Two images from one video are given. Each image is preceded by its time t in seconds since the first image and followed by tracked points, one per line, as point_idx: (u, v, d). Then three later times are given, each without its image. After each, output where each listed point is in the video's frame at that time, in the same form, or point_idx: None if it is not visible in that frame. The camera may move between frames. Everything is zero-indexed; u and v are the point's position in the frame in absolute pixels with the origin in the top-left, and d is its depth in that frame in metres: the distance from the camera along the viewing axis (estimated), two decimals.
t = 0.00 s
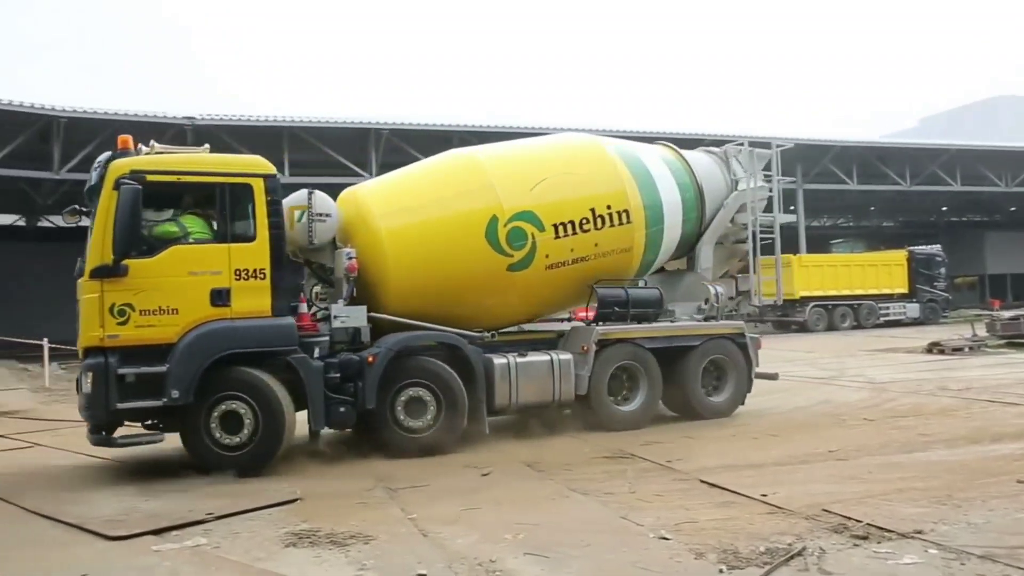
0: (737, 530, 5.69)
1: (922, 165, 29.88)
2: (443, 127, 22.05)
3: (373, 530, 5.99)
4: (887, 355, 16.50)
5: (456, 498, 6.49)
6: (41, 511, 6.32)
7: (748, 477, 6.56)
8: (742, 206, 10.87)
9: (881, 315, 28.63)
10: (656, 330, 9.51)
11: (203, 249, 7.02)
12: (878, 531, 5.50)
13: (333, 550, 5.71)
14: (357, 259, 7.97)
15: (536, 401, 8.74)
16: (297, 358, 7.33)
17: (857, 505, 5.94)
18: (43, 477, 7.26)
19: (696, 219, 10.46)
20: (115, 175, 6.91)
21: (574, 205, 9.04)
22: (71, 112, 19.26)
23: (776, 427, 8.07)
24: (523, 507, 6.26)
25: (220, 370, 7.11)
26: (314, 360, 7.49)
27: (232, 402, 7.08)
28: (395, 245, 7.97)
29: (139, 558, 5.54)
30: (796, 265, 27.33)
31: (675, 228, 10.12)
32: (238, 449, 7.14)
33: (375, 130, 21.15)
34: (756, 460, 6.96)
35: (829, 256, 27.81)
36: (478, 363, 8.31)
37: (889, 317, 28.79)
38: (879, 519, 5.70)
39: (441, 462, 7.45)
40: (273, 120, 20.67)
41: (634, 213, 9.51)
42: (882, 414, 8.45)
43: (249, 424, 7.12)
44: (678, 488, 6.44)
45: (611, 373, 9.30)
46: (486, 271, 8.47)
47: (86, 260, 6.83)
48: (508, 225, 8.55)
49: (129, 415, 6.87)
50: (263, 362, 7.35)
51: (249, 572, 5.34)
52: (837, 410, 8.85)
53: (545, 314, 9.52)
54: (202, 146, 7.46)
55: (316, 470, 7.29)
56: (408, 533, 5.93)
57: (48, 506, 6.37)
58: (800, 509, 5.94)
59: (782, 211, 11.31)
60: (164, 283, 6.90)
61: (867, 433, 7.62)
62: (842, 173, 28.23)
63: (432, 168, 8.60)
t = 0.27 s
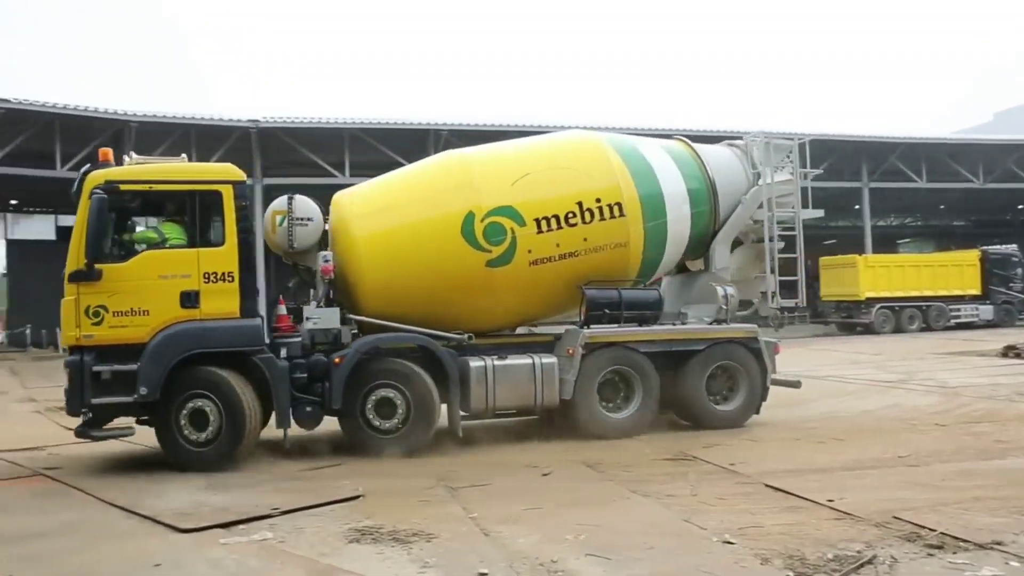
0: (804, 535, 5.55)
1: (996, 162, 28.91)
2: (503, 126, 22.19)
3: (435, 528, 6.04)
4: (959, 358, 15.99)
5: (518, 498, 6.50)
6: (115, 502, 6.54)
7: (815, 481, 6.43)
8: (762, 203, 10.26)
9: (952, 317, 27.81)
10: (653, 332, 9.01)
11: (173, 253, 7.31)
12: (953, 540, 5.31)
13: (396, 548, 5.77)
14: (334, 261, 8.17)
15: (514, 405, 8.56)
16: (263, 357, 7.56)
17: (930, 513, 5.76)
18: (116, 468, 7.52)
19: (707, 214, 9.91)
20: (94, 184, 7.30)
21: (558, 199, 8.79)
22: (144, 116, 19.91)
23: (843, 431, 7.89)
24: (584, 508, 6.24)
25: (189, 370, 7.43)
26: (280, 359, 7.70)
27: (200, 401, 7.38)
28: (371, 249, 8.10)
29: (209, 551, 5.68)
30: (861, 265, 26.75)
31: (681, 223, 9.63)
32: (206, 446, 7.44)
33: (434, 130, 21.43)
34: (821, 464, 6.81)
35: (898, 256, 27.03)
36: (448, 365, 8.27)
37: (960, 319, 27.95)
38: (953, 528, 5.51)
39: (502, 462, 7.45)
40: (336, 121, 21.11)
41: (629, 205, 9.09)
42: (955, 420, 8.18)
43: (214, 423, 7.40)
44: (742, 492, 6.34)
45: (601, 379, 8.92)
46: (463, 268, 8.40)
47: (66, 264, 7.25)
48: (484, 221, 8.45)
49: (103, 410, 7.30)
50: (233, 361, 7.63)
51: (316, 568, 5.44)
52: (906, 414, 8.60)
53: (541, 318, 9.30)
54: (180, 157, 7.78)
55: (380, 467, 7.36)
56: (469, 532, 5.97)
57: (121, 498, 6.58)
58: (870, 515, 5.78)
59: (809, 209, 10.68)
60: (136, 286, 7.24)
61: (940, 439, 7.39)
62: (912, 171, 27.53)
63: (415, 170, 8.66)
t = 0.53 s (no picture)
0: (862, 542, 5.42)
1: None
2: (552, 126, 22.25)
3: (486, 528, 6.06)
4: None
5: (568, 499, 6.48)
6: (173, 495, 6.71)
7: (872, 487, 6.29)
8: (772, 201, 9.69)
9: (1015, 320, 27.02)
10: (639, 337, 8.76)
11: (162, 258, 7.66)
12: (1020, 551, 5.12)
13: (447, 546, 5.80)
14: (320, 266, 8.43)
15: (494, 408, 8.50)
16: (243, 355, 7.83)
17: (996, 521, 5.58)
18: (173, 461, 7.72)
19: (709, 210, 9.42)
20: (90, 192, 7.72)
21: (540, 196, 8.57)
22: (202, 120, 20.64)
23: (902, 436, 7.70)
24: (635, 511, 6.20)
25: (175, 368, 7.77)
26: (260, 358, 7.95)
27: (185, 398, 7.72)
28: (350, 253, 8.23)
29: (264, 545, 5.79)
30: (919, 265, 26.07)
31: (679, 219, 9.15)
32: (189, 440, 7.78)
33: (482, 131, 21.55)
34: (879, 470, 6.65)
35: (957, 256, 26.30)
36: (426, 366, 8.30)
37: None
38: (1021, 538, 5.32)
39: (550, 462, 7.44)
40: (386, 122, 21.38)
41: (616, 201, 8.76)
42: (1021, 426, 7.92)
43: (197, 419, 7.71)
44: (796, 496, 6.23)
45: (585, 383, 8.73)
46: (442, 266, 8.34)
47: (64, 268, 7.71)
48: (462, 219, 8.36)
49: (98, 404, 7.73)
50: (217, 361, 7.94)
51: (368, 564, 5.51)
52: (967, 420, 8.36)
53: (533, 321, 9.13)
54: (173, 166, 8.14)
55: (430, 465, 7.41)
56: (520, 532, 5.98)
57: (178, 491, 6.76)
58: (931, 523, 5.62)
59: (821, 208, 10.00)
60: (127, 288, 7.64)
61: (1005, 445, 7.16)
62: (974, 169, 26.83)
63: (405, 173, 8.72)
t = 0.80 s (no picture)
0: (933, 547, 5.25)
1: None
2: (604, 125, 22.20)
3: (546, 528, 6.06)
4: None
5: (627, 500, 6.45)
6: (237, 491, 6.88)
7: (945, 491, 6.10)
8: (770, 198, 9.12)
9: None
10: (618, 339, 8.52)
11: (162, 268, 8.48)
12: None
13: (507, 545, 5.82)
14: (312, 271, 8.89)
15: (472, 408, 8.59)
16: (232, 356, 8.50)
17: None
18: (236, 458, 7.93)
19: (699, 205, 9.03)
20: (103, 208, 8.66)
21: (517, 193, 8.59)
22: (260, 125, 21.31)
23: (975, 438, 7.45)
24: (697, 513, 6.14)
25: (175, 367, 8.58)
26: (247, 358, 8.59)
27: (182, 395, 8.50)
28: (336, 258, 8.65)
29: (327, 543, 5.90)
30: (987, 261, 25.34)
31: (665, 217, 8.86)
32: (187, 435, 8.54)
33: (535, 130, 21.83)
34: (950, 473, 6.45)
35: None
36: (404, 367, 8.52)
37: None
38: None
39: (607, 462, 7.41)
40: (439, 124, 21.65)
41: (593, 195, 8.61)
42: None
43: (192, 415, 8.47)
44: (863, 499, 6.09)
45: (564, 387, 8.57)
46: (418, 263, 8.54)
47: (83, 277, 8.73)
48: (438, 217, 8.56)
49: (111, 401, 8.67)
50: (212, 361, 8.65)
51: (428, 562, 5.56)
52: None
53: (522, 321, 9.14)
54: (178, 180, 8.89)
55: (488, 464, 7.44)
56: (580, 532, 5.98)
57: (242, 488, 6.93)
58: (1008, 529, 5.43)
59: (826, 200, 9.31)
60: (132, 295, 8.53)
61: None
62: None
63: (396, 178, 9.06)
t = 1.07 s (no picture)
0: (1006, 557, 5.07)
1: None
2: (658, 123, 22.05)
3: (602, 529, 6.05)
4: None
5: (684, 502, 6.39)
6: (296, 487, 7.02)
7: (1017, 499, 5.90)
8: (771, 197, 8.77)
9: None
10: (602, 341, 8.55)
11: (182, 272, 9.22)
12: None
13: (563, 546, 5.82)
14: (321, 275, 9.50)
15: (459, 407, 8.86)
16: (240, 355, 9.09)
17: None
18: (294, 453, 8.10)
19: (692, 204, 8.90)
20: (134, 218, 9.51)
21: (504, 192, 8.78)
22: (316, 127, 21.90)
23: None
24: (756, 516, 6.06)
25: (193, 363, 9.30)
26: (255, 357, 9.16)
27: (197, 389, 9.21)
28: (338, 261, 9.18)
29: (384, 539, 5.98)
30: None
31: (656, 217, 8.79)
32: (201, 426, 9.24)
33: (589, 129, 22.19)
34: None
35: None
36: (395, 367, 8.91)
37: None
38: None
39: (663, 463, 7.35)
40: (491, 125, 21.84)
41: (578, 193, 8.67)
42: None
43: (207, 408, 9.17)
44: (930, 505, 5.93)
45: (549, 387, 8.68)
46: (409, 261, 8.87)
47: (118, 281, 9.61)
48: (430, 217, 8.89)
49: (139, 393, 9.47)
50: (225, 359, 9.31)
51: (484, 561, 5.59)
52: None
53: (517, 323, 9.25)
54: (201, 191, 9.63)
55: (542, 464, 7.46)
56: (636, 534, 5.95)
57: (300, 484, 7.07)
58: None
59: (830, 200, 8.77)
60: (157, 297, 9.34)
61: None
62: None
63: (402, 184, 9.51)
